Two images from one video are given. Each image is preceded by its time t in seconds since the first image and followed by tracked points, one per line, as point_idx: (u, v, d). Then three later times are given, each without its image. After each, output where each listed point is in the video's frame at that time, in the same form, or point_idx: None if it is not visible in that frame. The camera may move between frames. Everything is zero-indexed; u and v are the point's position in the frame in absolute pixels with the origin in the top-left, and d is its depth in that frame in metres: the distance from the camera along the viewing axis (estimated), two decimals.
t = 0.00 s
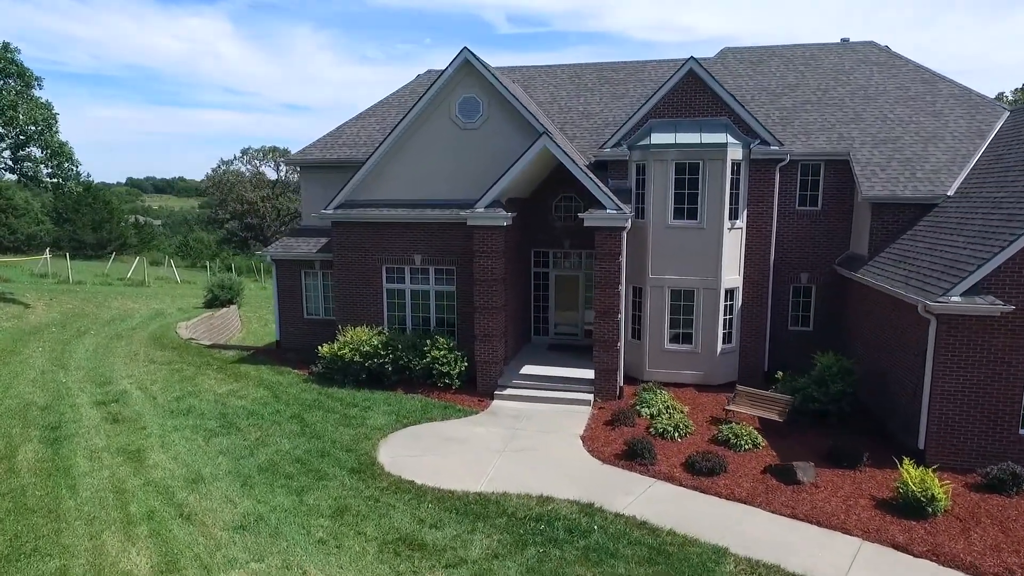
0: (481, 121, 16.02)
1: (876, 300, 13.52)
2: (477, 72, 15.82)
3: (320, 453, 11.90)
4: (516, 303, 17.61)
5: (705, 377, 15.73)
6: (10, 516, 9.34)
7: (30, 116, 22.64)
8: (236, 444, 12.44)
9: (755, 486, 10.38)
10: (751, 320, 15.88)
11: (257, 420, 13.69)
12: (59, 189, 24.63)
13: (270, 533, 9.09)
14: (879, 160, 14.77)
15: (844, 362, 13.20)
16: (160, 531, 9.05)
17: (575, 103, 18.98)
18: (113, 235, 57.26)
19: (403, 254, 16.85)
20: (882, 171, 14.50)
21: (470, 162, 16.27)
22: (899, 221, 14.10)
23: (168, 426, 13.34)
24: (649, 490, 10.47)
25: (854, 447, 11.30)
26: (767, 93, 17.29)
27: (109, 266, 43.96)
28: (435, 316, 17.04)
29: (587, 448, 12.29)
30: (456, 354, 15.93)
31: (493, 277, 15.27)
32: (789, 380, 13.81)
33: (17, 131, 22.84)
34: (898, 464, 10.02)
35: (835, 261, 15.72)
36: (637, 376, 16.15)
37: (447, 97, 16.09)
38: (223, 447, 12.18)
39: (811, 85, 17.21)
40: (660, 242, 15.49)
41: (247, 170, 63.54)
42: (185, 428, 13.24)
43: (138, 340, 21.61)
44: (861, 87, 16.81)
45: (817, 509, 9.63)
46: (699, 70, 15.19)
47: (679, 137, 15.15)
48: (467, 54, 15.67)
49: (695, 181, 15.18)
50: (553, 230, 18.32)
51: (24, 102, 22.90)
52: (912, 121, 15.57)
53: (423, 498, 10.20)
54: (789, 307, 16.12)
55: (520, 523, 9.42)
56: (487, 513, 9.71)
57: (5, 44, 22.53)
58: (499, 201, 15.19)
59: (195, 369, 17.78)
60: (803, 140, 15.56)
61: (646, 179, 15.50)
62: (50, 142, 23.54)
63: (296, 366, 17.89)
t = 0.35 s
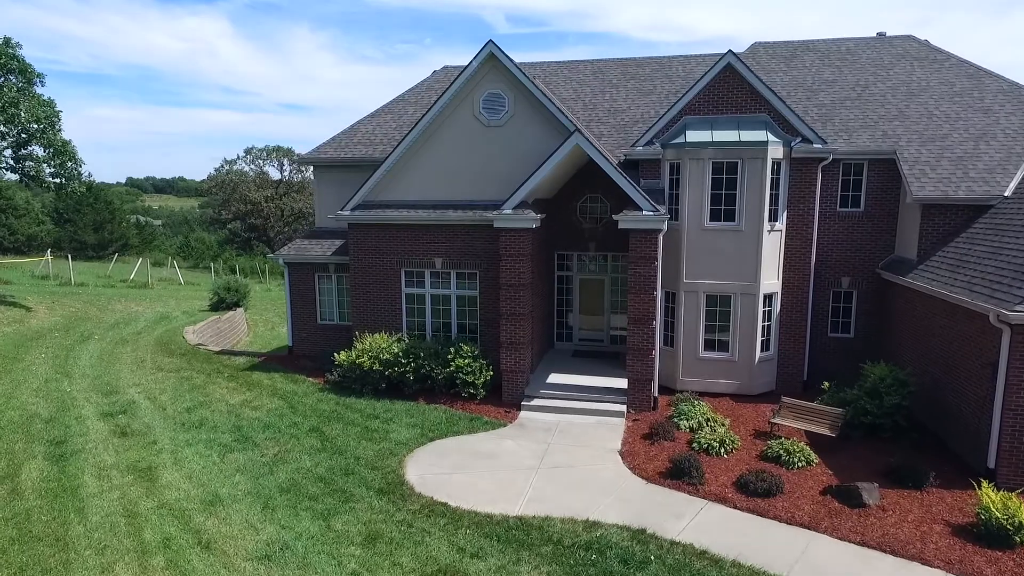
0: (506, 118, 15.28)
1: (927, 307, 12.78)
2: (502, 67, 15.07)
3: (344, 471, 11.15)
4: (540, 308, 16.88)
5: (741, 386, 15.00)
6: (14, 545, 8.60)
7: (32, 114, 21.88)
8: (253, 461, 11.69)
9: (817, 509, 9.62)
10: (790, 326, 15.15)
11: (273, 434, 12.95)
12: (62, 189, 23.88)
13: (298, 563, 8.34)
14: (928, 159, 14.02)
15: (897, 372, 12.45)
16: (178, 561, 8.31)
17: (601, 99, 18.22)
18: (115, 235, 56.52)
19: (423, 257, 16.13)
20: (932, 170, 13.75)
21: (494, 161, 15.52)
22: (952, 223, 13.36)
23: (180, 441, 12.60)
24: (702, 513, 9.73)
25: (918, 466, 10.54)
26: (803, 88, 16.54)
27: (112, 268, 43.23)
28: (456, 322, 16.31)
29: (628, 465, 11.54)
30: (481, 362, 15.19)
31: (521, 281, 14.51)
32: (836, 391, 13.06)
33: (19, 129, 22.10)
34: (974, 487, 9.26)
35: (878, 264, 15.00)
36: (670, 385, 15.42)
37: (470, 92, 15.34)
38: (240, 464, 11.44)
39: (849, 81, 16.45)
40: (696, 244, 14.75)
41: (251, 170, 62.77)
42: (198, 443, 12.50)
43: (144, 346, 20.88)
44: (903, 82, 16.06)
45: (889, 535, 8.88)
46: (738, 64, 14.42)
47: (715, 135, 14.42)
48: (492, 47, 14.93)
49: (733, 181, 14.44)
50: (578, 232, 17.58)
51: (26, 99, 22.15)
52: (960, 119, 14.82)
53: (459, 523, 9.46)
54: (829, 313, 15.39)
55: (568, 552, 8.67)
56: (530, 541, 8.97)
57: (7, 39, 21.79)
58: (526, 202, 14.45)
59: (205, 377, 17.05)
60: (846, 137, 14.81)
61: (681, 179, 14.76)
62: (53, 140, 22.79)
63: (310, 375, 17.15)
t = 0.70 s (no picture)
0: (536, 115, 14.54)
1: (988, 314, 12.04)
2: (532, 61, 14.33)
3: (373, 492, 10.40)
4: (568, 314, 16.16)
5: (783, 396, 14.29)
6: None
7: (35, 111, 21.09)
8: (274, 480, 10.94)
9: (894, 536, 8.86)
10: (834, 334, 14.42)
11: (294, 450, 12.21)
12: (66, 189, 23.11)
13: None
14: (983, 157, 13.27)
15: (959, 384, 11.70)
16: None
17: (629, 95, 17.48)
18: (117, 236, 55.76)
19: (447, 261, 15.42)
20: (990, 169, 13.01)
21: (522, 160, 14.79)
22: (1011, 225, 12.63)
23: (195, 457, 11.86)
24: (767, 540, 8.97)
25: (993, 488, 9.79)
26: (844, 84, 15.79)
27: (114, 269, 42.47)
28: (481, 329, 15.59)
29: (677, 484, 10.80)
30: (510, 371, 14.44)
31: (552, 287, 13.76)
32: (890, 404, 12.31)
33: (21, 127, 21.36)
34: None
35: (927, 268, 14.25)
36: (707, 395, 14.70)
37: (497, 87, 14.58)
38: (260, 484, 10.69)
39: (893, 75, 15.70)
40: (736, 248, 14.03)
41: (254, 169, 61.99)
42: (215, 459, 11.76)
43: (152, 352, 20.14)
44: (950, 77, 15.32)
45: (978, 565, 8.12)
46: (781, 57, 13.67)
47: (758, 132, 13.71)
48: (521, 40, 14.17)
49: (776, 181, 13.70)
50: (606, 234, 16.85)
51: (29, 95, 21.37)
52: (1014, 115, 14.08)
53: (504, 552, 8.71)
54: (873, 319, 14.65)
55: None
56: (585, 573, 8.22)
57: (9, 33, 21.00)
58: (559, 202, 13.71)
59: (217, 386, 16.31)
60: (894, 135, 14.07)
61: (721, 178, 14.02)
62: (56, 139, 22.02)
63: (327, 383, 16.41)
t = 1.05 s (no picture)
0: (567, 112, 13.84)
1: None
2: (564, 54, 13.61)
3: (406, 515, 9.69)
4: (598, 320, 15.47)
5: (828, 407, 13.60)
6: None
7: (37, 109, 20.31)
8: (299, 501, 10.23)
9: (981, 566, 8.15)
10: (881, 342, 13.73)
11: (316, 467, 11.49)
12: (69, 190, 22.35)
13: None
14: None
15: None
16: None
17: (659, 92, 16.76)
18: (117, 237, 54.96)
19: (472, 265, 14.72)
20: None
21: (552, 159, 14.10)
22: None
23: (212, 475, 11.14)
24: (841, 570, 8.26)
25: None
26: (887, 79, 15.08)
27: (116, 271, 41.68)
28: (508, 336, 14.89)
29: (732, 504, 10.08)
30: (541, 381, 13.74)
31: (586, 294, 13.05)
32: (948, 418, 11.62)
33: (23, 124, 20.60)
34: None
35: (979, 273, 13.54)
36: (747, 405, 14.02)
37: (527, 83, 13.86)
38: (284, 507, 9.97)
39: (938, 71, 15.00)
40: (779, 251, 13.33)
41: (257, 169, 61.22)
42: (233, 478, 11.04)
43: (159, 358, 19.41)
44: (1000, 73, 14.62)
45: None
46: (828, 50, 12.95)
47: (803, 130, 12.98)
48: (552, 32, 13.46)
49: (823, 181, 12.98)
50: (635, 236, 16.15)
51: (31, 92, 20.60)
52: None
53: None
54: (921, 326, 13.97)
55: None
56: None
57: (10, 28, 20.22)
58: (593, 204, 13.00)
59: (230, 396, 15.60)
60: (946, 132, 13.35)
61: (763, 178, 13.32)
62: (59, 137, 21.25)
63: (344, 393, 15.70)
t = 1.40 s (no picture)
0: (600, 108, 13.18)
1: None
2: (597, 48, 12.96)
3: (444, 541, 9.01)
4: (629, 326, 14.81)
5: (875, 419, 12.93)
6: None
7: (39, 106, 19.57)
8: (326, 524, 9.53)
9: None
10: (930, 350, 13.08)
11: (341, 486, 10.80)
12: (71, 191, 21.60)
13: None
14: None
15: None
16: None
17: (689, 88, 16.09)
18: (117, 238, 54.14)
19: (499, 269, 14.04)
20: None
21: (583, 158, 13.43)
22: None
23: (231, 495, 10.44)
24: None
25: None
26: (931, 75, 14.43)
27: (116, 273, 40.86)
28: (536, 343, 14.22)
29: (791, 527, 9.39)
30: (573, 391, 13.04)
31: (622, 301, 12.35)
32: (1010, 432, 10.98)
33: (24, 123, 19.86)
34: None
35: None
36: (789, 417, 13.36)
37: (557, 78, 13.19)
38: (312, 532, 9.27)
39: (984, 65, 14.35)
40: (824, 255, 12.66)
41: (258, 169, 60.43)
42: (254, 499, 10.34)
43: (166, 365, 18.68)
44: None
45: None
46: (878, 44, 12.26)
47: (851, 128, 12.32)
48: (585, 24, 12.80)
49: (872, 181, 12.30)
50: (666, 239, 15.48)
51: (32, 89, 19.85)
52: None
53: None
54: (971, 333, 13.32)
55: None
56: None
57: (10, 22, 19.47)
58: (630, 205, 12.32)
59: (243, 406, 14.88)
60: (999, 130, 12.69)
61: (808, 178, 12.64)
62: (61, 136, 20.51)
63: (363, 403, 15.01)
